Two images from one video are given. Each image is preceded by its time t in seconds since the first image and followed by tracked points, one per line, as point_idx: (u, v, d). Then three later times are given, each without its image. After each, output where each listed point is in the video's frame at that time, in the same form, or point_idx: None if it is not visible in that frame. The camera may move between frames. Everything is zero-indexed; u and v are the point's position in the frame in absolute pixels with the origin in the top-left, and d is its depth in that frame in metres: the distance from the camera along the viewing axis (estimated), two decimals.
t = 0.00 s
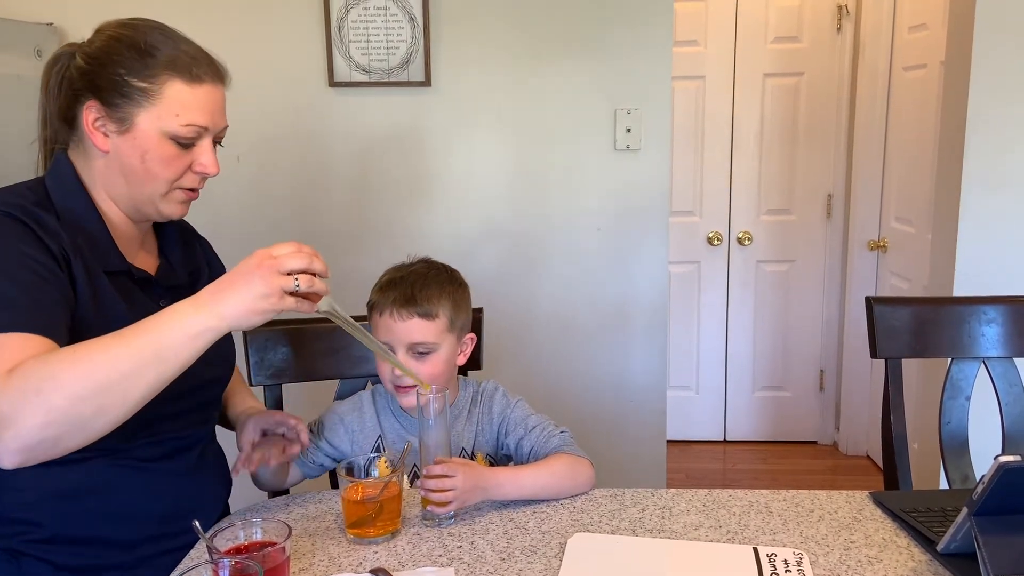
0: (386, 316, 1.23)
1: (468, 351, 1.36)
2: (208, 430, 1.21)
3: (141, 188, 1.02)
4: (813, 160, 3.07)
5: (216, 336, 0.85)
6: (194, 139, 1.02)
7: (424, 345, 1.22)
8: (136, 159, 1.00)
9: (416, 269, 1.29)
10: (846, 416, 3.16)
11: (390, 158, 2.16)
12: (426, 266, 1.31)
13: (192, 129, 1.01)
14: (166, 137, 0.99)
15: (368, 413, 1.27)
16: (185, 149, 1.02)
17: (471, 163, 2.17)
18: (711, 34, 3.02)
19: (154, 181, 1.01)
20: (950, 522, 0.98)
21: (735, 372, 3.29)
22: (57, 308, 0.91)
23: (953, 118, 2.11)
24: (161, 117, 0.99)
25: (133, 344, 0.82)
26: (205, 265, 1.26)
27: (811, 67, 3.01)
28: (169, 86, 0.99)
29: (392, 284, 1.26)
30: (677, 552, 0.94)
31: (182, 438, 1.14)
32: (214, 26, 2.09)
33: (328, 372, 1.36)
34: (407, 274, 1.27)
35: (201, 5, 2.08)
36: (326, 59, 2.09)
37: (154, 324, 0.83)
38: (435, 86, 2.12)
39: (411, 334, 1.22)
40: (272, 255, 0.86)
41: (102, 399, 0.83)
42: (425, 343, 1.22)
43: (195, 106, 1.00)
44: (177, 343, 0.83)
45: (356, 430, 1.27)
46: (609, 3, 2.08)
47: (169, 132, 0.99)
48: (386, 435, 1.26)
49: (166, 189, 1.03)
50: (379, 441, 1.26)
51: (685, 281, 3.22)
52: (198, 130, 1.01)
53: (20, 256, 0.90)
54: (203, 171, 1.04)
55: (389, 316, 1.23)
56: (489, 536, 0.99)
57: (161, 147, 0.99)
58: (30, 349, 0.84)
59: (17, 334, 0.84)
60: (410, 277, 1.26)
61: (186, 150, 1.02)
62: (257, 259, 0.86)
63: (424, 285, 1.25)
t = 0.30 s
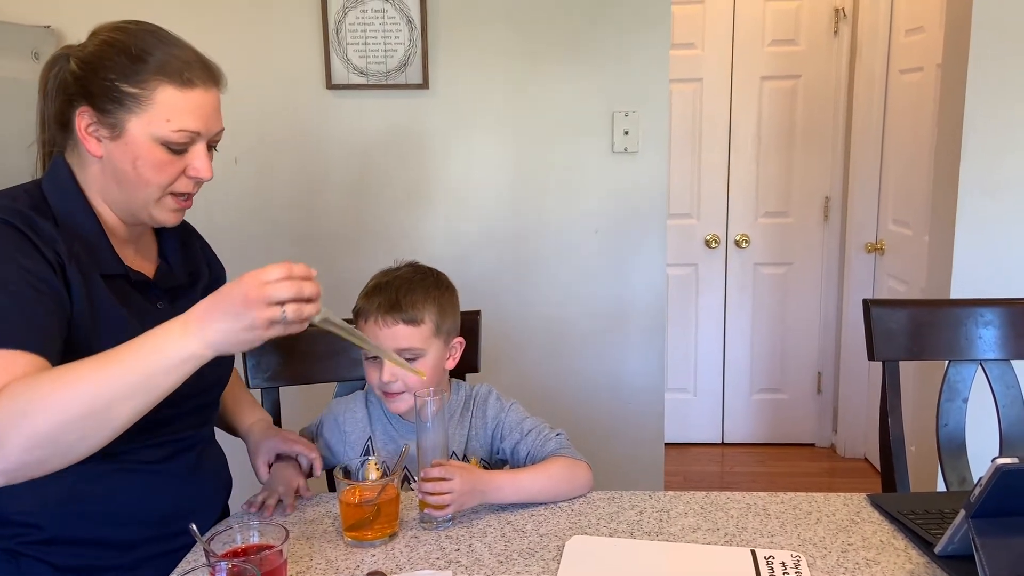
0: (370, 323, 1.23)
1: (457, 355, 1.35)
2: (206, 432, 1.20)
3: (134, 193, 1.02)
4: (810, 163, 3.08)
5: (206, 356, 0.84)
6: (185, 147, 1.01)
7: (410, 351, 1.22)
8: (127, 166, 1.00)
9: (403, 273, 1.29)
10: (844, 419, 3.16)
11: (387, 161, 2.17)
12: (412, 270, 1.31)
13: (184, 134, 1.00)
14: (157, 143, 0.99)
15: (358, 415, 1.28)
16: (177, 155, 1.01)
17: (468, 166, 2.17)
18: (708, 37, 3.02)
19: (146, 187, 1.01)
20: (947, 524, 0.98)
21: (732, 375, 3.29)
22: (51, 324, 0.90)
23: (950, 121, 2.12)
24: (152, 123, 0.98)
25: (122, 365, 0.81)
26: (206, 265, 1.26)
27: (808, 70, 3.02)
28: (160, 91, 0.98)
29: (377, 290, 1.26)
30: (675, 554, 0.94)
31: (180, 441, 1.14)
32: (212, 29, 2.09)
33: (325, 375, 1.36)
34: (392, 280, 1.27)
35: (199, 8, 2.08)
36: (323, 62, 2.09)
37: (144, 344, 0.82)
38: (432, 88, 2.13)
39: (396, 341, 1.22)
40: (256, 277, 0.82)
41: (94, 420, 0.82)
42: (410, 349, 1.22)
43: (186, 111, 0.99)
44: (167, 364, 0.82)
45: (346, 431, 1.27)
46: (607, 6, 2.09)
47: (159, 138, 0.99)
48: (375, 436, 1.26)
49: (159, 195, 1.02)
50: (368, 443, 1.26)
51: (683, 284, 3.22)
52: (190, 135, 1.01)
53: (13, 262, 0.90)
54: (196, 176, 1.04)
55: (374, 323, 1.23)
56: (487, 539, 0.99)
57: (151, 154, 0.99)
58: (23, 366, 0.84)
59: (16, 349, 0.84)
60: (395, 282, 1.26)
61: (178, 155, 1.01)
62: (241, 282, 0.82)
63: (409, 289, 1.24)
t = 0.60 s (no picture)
0: (376, 326, 1.21)
1: (455, 358, 1.36)
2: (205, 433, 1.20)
3: (122, 197, 1.01)
4: (807, 165, 3.08)
5: (117, 446, 0.85)
6: (160, 161, 1.00)
7: (416, 353, 1.21)
8: (114, 171, 0.99)
9: (402, 277, 1.29)
10: (841, 421, 3.17)
11: (385, 162, 2.16)
12: (411, 274, 1.31)
13: (169, 139, 0.99)
14: (143, 147, 0.98)
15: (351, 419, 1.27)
16: (165, 160, 1.00)
17: (465, 168, 2.17)
18: (705, 39, 3.03)
19: (133, 190, 1.00)
20: (944, 526, 0.98)
21: (729, 377, 3.29)
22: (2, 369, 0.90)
23: (946, 124, 2.12)
24: (137, 128, 0.97)
25: (29, 448, 0.83)
26: (207, 263, 1.25)
27: (805, 72, 3.03)
28: (145, 95, 0.98)
29: (380, 292, 1.24)
30: (672, 556, 0.94)
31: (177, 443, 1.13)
32: (209, 30, 2.08)
33: (322, 377, 1.36)
34: (394, 282, 1.26)
35: (196, 9, 2.07)
36: (320, 64, 2.09)
37: (57, 426, 0.83)
38: (429, 90, 2.13)
39: (403, 343, 1.20)
40: (154, 388, 0.80)
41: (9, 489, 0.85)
42: (416, 351, 1.21)
43: (169, 117, 0.99)
44: (78, 452, 0.84)
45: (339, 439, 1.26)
46: (604, 7, 2.09)
47: (145, 142, 0.98)
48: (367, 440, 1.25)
49: (148, 197, 1.01)
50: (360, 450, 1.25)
51: (680, 286, 3.22)
52: (176, 140, 1.00)
53: None
54: (186, 180, 1.03)
55: (381, 324, 1.20)
56: (483, 541, 0.98)
57: (137, 160, 0.98)
58: None
59: None
60: (398, 285, 1.26)
61: (166, 160, 1.00)
62: (141, 391, 0.80)
63: (414, 292, 1.24)
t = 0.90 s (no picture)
0: (378, 327, 1.20)
1: (455, 363, 1.35)
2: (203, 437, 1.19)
3: (93, 205, 0.96)
4: (803, 167, 3.09)
5: (91, 467, 0.87)
6: (120, 167, 0.94)
7: (416, 358, 1.21)
8: (81, 177, 0.95)
9: (407, 280, 1.28)
10: (837, 422, 3.17)
11: (381, 164, 2.16)
12: (416, 277, 1.31)
13: (129, 143, 0.93)
14: (102, 153, 0.93)
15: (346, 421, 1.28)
16: (129, 165, 0.94)
17: (461, 169, 2.17)
18: (702, 41, 3.03)
19: (100, 198, 0.95)
20: (940, 527, 0.99)
21: (726, 378, 3.29)
22: None
23: (942, 127, 2.13)
24: (94, 133, 0.92)
25: (7, 462, 0.86)
26: (210, 272, 1.18)
27: (801, 74, 3.03)
28: (104, 99, 0.92)
29: (384, 294, 1.24)
30: (669, 558, 0.94)
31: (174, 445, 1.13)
32: (206, 32, 2.08)
33: (319, 378, 1.36)
34: (398, 285, 1.26)
35: (193, 11, 2.07)
36: (317, 66, 2.09)
37: (32, 445, 0.86)
38: (426, 92, 2.13)
39: (404, 346, 1.20)
40: (121, 405, 0.82)
41: None
42: (416, 355, 1.21)
43: (126, 122, 0.92)
44: (50, 469, 0.86)
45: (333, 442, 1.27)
46: (600, 10, 2.09)
47: (103, 148, 0.92)
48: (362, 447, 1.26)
49: (116, 205, 0.96)
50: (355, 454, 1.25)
51: (676, 288, 3.23)
52: (138, 144, 0.94)
53: None
54: (153, 186, 0.96)
55: (382, 326, 1.20)
56: (481, 544, 0.98)
57: (97, 166, 0.93)
58: None
59: None
60: (403, 288, 1.25)
61: (129, 166, 0.94)
62: (109, 406, 0.82)
63: (419, 296, 1.24)
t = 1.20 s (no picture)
0: (377, 336, 1.20)
1: (455, 370, 1.35)
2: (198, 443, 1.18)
3: (72, 210, 0.95)
4: (800, 169, 3.09)
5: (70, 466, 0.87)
6: (93, 171, 0.91)
7: (415, 367, 1.20)
8: (60, 181, 0.93)
9: (407, 287, 1.28)
10: (834, 424, 3.17)
11: (380, 165, 2.16)
12: (416, 284, 1.30)
13: (101, 146, 0.91)
14: (74, 156, 0.91)
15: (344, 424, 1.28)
16: (102, 169, 0.92)
17: (459, 170, 2.17)
18: (699, 43, 3.04)
19: (77, 203, 0.93)
20: (938, 529, 0.99)
21: (723, 379, 3.29)
22: None
23: (939, 130, 2.13)
24: (66, 136, 0.91)
25: None
26: (203, 278, 1.16)
27: (798, 76, 3.04)
28: (74, 101, 0.90)
29: (383, 302, 1.23)
30: (666, 560, 0.94)
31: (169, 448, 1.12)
32: (203, 33, 2.08)
33: (317, 380, 1.35)
34: (398, 292, 1.26)
35: (190, 12, 2.07)
36: (315, 67, 2.09)
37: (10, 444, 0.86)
38: (424, 93, 2.13)
39: (403, 356, 1.20)
40: (95, 401, 0.81)
41: None
42: (415, 365, 1.21)
43: (97, 125, 0.90)
44: (29, 468, 0.86)
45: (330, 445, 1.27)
46: (598, 11, 2.09)
47: (75, 151, 0.91)
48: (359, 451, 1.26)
49: (92, 209, 0.93)
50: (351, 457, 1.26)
51: (674, 289, 3.23)
52: (110, 147, 0.91)
53: None
54: (127, 190, 0.93)
55: (381, 335, 1.20)
56: (478, 545, 0.98)
57: (72, 170, 0.91)
58: None
59: None
60: (403, 295, 1.25)
61: (102, 169, 0.92)
62: (85, 402, 0.82)
63: (418, 305, 1.24)
